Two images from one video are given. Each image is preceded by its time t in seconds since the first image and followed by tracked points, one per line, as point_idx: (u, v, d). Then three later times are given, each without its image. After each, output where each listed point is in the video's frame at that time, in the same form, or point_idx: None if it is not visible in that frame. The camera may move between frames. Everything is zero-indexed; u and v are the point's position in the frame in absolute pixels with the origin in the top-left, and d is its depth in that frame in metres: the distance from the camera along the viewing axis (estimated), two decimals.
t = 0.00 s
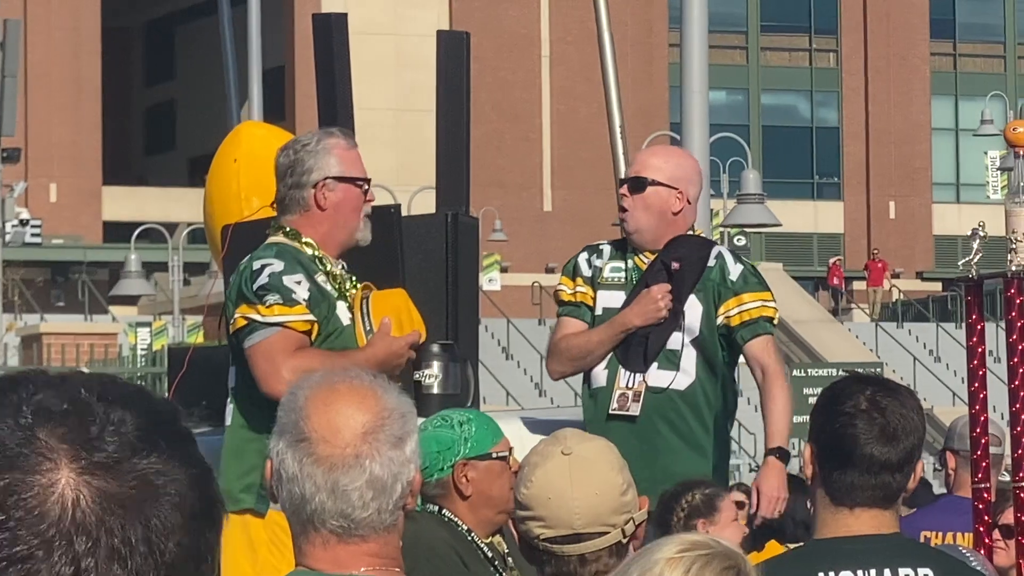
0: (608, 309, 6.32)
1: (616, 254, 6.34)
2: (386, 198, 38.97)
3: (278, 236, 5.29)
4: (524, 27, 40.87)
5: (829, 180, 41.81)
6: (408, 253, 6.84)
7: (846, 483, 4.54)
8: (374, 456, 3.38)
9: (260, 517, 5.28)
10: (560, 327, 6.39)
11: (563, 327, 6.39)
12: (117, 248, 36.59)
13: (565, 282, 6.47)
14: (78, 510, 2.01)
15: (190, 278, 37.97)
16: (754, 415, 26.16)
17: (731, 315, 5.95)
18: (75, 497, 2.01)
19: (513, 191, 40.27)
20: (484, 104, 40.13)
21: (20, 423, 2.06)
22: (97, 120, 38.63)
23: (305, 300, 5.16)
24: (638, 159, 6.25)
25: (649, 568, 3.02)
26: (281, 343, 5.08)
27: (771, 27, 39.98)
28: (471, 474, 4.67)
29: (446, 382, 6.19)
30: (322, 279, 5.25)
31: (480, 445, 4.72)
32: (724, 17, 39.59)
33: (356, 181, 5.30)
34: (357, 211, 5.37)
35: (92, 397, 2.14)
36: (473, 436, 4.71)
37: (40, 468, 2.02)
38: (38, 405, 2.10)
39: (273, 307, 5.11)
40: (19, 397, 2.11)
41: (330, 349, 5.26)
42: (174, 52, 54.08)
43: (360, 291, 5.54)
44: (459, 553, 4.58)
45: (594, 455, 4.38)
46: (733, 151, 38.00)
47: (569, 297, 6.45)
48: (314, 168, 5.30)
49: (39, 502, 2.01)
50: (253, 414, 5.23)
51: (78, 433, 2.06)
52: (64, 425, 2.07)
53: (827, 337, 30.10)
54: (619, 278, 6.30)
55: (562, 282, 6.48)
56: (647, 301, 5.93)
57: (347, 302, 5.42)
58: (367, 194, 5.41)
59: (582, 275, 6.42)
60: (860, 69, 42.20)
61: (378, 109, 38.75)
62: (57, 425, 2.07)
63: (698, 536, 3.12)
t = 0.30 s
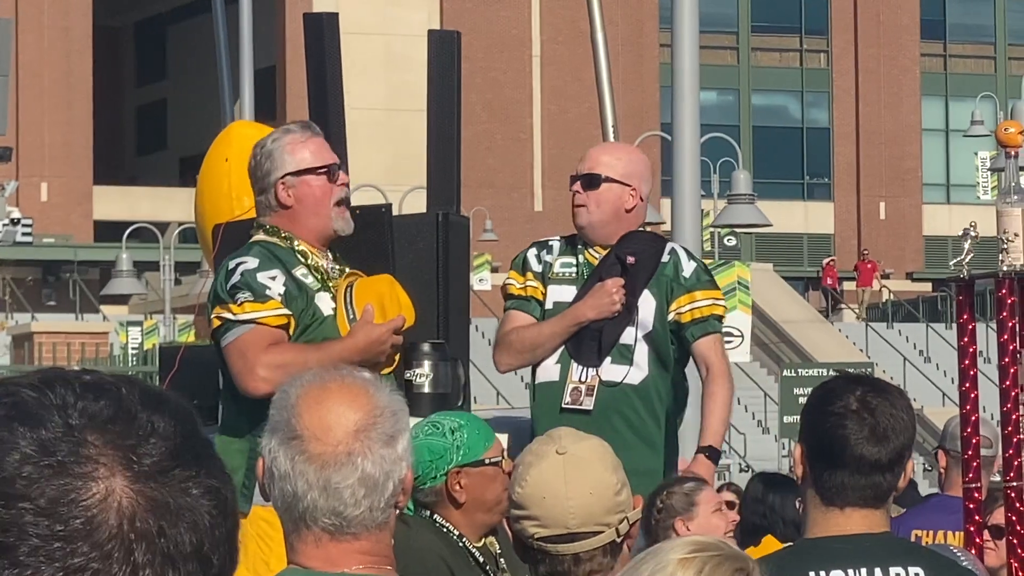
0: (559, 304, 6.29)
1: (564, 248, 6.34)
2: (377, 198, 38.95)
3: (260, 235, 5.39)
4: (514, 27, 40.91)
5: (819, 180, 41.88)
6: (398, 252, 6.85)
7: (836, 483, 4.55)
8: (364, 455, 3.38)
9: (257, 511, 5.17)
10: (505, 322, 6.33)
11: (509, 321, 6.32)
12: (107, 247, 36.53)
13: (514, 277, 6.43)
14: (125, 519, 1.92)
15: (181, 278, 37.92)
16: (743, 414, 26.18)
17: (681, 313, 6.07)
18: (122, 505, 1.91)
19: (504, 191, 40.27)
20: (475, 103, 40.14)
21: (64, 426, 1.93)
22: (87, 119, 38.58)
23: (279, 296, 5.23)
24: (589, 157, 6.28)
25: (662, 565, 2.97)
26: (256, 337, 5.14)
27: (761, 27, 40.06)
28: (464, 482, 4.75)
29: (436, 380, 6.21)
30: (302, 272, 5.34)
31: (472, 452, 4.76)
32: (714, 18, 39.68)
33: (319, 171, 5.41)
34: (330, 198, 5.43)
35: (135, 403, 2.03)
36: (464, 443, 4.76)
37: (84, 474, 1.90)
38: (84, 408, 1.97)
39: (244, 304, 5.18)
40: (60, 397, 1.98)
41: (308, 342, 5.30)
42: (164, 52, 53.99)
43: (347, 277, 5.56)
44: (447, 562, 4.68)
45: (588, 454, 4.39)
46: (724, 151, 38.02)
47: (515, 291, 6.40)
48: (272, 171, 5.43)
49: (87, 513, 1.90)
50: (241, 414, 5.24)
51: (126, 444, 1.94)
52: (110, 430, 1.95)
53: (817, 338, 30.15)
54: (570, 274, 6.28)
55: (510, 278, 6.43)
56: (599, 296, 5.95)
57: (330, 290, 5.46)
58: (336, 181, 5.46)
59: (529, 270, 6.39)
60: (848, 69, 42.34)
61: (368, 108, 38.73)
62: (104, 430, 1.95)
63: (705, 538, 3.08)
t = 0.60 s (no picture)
0: (512, 308, 6.23)
1: (511, 250, 6.29)
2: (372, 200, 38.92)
3: (248, 239, 5.39)
4: (510, 29, 40.93)
5: (814, 183, 41.88)
6: (394, 252, 6.84)
7: (834, 487, 4.55)
8: (362, 457, 3.38)
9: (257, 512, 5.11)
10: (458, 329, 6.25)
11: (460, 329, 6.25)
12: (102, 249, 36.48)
13: (462, 284, 6.33)
14: (129, 520, 1.93)
15: (176, 280, 37.90)
16: (738, 416, 26.17)
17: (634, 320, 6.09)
18: (127, 505, 1.93)
19: (499, 193, 40.26)
20: (470, 105, 40.15)
21: (68, 427, 1.95)
22: (82, 121, 38.53)
23: (264, 301, 5.22)
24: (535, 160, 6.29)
25: (671, 571, 2.99)
26: (241, 343, 5.14)
27: (757, 29, 40.07)
28: (455, 491, 4.93)
29: (430, 380, 6.45)
30: (289, 275, 5.33)
31: (464, 461, 4.95)
32: (711, 20, 39.67)
33: (300, 171, 5.40)
34: (314, 196, 5.43)
35: (141, 405, 2.05)
36: (456, 453, 4.95)
37: (89, 475, 1.92)
38: (89, 410, 1.99)
39: (230, 310, 5.17)
40: (65, 398, 2.00)
41: (296, 345, 5.29)
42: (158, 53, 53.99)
43: (336, 277, 5.54)
44: (437, 565, 4.87)
45: (585, 456, 4.39)
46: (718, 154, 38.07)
47: (463, 297, 6.32)
48: (252, 176, 5.44)
49: (91, 515, 1.92)
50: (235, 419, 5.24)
51: (131, 446, 1.96)
52: (116, 432, 1.97)
53: (811, 340, 30.16)
54: (522, 277, 6.22)
55: (457, 284, 6.34)
56: (555, 301, 5.93)
57: (321, 289, 5.45)
58: (316, 179, 5.46)
59: (476, 275, 6.31)
60: (844, 72, 42.34)
61: (364, 109, 38.72)
62: (109, 430, 1.97)
63: (714, 544, 3.08)
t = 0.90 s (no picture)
0: (504, 314, 6.16)
1: (490, 252, 6.20)
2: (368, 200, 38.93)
3: (243, 239, 5.38)
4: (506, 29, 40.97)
5: (810, 183, 41.92)
6: (390, 250, 6.83)
7: (831, 488, 4.56)
8: (359, 457, 3.38)
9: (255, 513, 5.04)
10: (443, 337, 6.05)
11: (446, 337, 6.05)
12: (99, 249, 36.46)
13: (444, 290, 6.12)
14: (131, 518, 1.93)
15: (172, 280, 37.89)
16: (734, 416, 26.20)
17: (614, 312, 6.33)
18: (129, 503, 1.93)
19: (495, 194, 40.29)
20: (466, 106, 40.17)
21: (70, 424, 1.95)
22: (78, 122, 38.50)
23: (263, 299, 5.22)
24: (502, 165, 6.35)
25: (675, 571, 2.98)
26: (241, 343, 5.13)
27: (753, 30, 40.12)
28: (432, 499, 5.00)
29: (427, 383, 6.59)
30: (285, 275, 5.32)
31: (455, 476, 5.02)
32: (708, 21, 39.71)
33: (292, 171, 5.41)
34: (305, 195, 5.43)
35: (144, 403, 2.05)
36: (449, 463, 5.03)
37: (92, 473, 1.92)
38: (92, 409, 1.99)
39: (229, 309, 5.16)
40: (69, 396, 2.00)
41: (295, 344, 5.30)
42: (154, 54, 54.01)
43: (329, 276, 5.53)
44: (416, 566, 4.83)
45: (578, 457, 4.39)
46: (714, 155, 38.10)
47: (445, 304, 6.13)
48: (244, 176, 5.45)
49: (93, 512, 1.91)
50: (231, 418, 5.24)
51: (134, 443, 1.96)
52: (119, 430, 1.97)
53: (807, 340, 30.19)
54: (507, 280, 6.16)
55: (438, 290, 6.13)
56: (558, 297, 5.93)
57: (316, 289, 5.45)
58: (310, 178, 5.46)
59: (460, 281, 6.12)
60: (840, 72, 42.41)
61: (360, 110, 38.73)
62: (111, 429, 1.97)
63: (717, 546, 3.07)
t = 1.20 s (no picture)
0: (518, 316, 6.11)
1: (494, 253, 6.14)
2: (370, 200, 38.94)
3: (244, 240, 5.39)
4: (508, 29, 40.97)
5: (812, 183, 41.90)
6: (392, 250, 6.84)
7: (835, 488, 4.55)
8: (359, 456, 3.38)
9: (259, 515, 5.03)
10: (457, 341, 5.99)
11: (460, 341, 5.99)
12: (101, 249, 36.48)
13: (458, 292, 6.06)
14: (135, 517, 1.93)
15: (174, 281, 37.92)
16: (736, 416, 26.20)
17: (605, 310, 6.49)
18: (132, 502, 1.93)
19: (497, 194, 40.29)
20: (468, 106, 40.18)
21: (74, 423, 1.95)
22: (80, 121, 38.54)
23: (270, 299, 5.22)
24: (497, 167, 6.33)
25: (674, 572, 2.98)
26: (250, 342, 5.12)
27: (755, 30, 40.11)
28: (420, 500, 4.98)
29: (431, 382, 6.47)
30: (290, 274, 5.32)
31: (440, 476, 5.02)
32: (709, 20, 39.71)
33: (293, 171, 5.41)
34: (306, 195, 5.44)
35: (147, 402, 2.05)
36: (433, 465, 5.03)
37: (95, 471, 1.92)
38: (97, 407, 1.99)
39: (237, 309, 5.17)
40: (72, 395, 2.00)
41: (301, 343, 5.29)
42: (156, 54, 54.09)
43: (332, 276, 5.55)
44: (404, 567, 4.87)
45: (579, 456, 4.39)
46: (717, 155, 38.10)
47: (459, 308, 6.05)
48: (243, 178, 5.45)
49: (97, 510, 1.91)
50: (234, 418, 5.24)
51: (137, 442, 1.96)
52: (122, 427, 1.97)
53: (809, 340, 30.17)
54: (516, 282, 6.12)
55: (452, 294, 6.06)
56: (569, 294, 5.87)
57: (318, 289, 5.44)
58: (309, 177, 5.47)
59: (474, 282, 6.06)
60: (842, 72, 42.40)
61: (362, 109, 38.74)
62: (114, 428, 1.97)
63: (717, 546, 3.08)
